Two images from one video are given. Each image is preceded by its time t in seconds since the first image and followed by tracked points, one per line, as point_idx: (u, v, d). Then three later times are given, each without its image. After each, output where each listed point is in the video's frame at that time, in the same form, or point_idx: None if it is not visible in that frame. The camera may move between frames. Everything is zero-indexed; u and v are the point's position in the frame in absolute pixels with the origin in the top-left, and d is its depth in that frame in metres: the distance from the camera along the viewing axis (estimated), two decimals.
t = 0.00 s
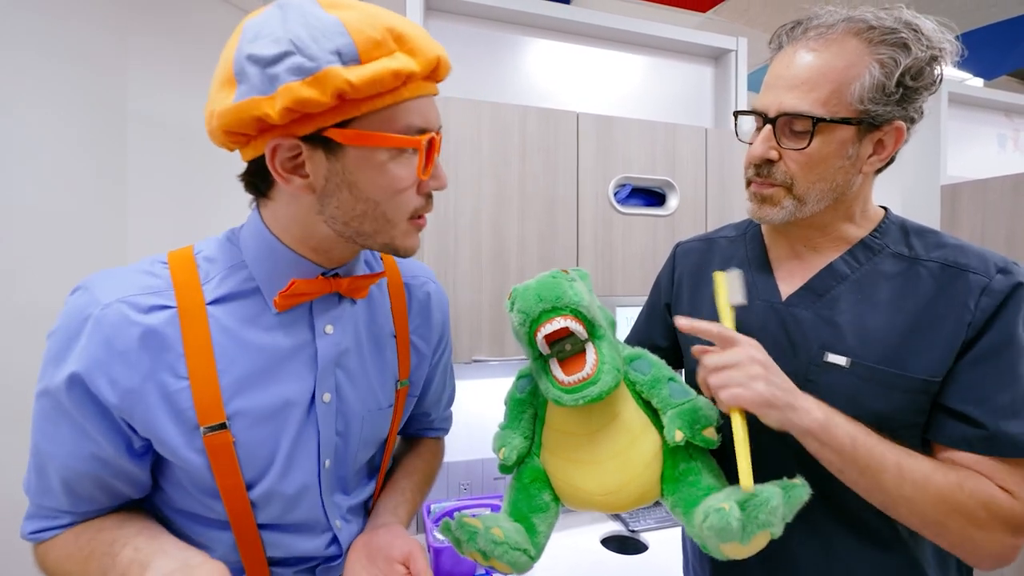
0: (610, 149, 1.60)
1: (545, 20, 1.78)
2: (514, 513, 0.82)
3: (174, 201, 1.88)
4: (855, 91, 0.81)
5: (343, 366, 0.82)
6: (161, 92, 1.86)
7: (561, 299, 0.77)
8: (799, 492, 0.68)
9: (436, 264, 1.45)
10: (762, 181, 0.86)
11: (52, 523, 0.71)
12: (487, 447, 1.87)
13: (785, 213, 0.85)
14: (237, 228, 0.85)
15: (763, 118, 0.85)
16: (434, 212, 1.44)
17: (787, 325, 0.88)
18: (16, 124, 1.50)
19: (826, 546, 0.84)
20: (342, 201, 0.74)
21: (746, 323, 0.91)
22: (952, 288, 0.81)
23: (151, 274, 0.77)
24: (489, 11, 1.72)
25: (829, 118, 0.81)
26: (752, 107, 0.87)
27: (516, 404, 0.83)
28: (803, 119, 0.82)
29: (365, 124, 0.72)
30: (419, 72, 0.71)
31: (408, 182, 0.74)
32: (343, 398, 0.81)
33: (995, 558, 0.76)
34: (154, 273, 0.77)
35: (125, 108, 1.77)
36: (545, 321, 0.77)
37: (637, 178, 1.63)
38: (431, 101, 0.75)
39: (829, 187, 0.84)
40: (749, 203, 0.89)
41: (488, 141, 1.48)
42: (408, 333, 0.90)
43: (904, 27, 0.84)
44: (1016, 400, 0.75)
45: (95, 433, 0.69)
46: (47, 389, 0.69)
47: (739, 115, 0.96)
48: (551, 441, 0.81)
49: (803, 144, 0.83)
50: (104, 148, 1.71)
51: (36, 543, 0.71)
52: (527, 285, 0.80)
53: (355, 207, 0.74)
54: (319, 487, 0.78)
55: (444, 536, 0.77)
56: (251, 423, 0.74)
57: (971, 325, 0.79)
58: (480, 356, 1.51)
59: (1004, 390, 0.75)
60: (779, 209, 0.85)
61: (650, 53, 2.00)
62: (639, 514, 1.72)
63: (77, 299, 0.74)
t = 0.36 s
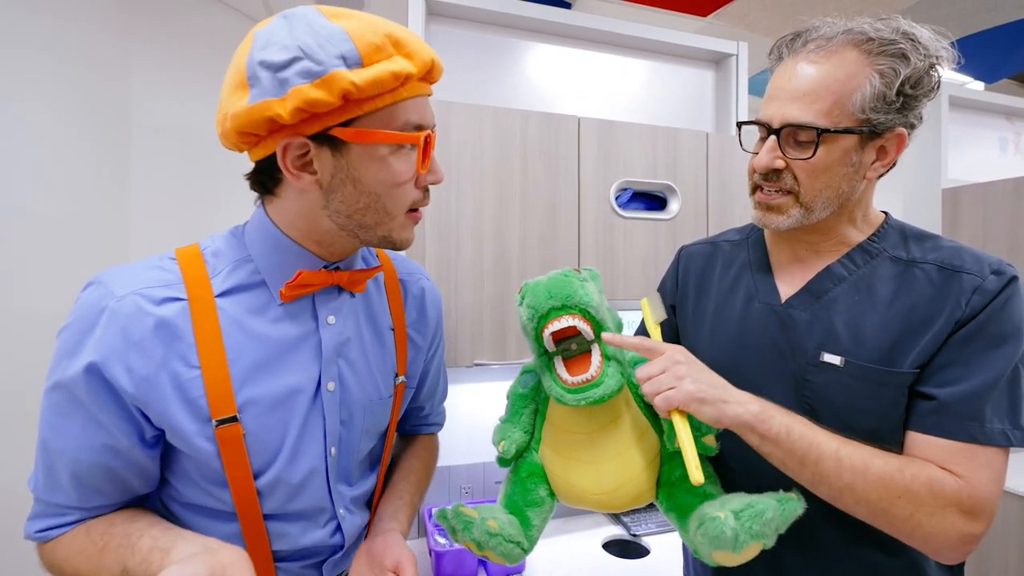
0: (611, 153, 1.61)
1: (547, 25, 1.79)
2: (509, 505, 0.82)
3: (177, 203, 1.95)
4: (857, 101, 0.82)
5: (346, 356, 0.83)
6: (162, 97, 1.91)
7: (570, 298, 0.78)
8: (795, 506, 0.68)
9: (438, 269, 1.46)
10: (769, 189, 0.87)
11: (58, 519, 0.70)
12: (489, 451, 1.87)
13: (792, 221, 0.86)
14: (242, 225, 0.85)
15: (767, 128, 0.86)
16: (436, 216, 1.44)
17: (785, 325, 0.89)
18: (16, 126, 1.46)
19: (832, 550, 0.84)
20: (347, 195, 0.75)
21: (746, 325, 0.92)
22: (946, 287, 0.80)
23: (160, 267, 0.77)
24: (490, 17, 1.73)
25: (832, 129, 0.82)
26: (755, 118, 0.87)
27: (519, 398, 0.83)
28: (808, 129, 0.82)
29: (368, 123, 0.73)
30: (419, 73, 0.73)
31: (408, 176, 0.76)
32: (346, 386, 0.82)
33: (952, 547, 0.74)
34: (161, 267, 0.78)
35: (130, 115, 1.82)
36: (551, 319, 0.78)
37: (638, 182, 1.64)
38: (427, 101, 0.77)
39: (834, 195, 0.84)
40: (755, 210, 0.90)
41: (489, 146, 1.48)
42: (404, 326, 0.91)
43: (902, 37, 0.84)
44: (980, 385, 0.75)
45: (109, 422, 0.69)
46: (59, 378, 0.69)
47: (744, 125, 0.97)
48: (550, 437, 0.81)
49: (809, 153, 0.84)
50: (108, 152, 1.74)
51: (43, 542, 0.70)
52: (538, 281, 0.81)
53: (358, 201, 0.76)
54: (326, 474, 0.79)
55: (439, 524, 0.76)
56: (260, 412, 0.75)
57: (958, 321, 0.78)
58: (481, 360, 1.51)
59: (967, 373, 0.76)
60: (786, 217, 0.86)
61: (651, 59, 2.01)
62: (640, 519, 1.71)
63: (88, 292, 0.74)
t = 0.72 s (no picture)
0: (612, 152, 1.61)
1: (547, 24, 1.79)
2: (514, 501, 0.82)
3: (178, 205, 1.97)
4: (855, 101, 0.82)
5: (352, 354, 0.83)
6: (161, 97, 1.92)
7: (573, 287, 0.79)
8: (796, 490, 0.70)
9: (439, 267, 1.46)
10: (766, 186, 0.87)
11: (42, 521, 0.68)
12: (489, 450, 1.87)
13: (788, 218, 0.86)
14: (248, 223, 0.85)
15: (766, 125, 0.86)
16: (437, 215, 1.45)
17: (784, 322, 0.89)
18: (19, 125, 1.46)
19: (834, 547, 0.84)
20: (361, 193, 0.76)
21: (746, 322, 0.92)
22: (944, 284, 0.80)
23: (167, 269, 0.75)
24: (491, 16, 1.73)
25: (829, 127, 0.82)
26: (755, 116, 0.88)
27: (520, 393, 0.84)
28: (806, 126, 0.83)
29: (379, 120, 0.74)
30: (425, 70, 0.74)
31: (418, 170, 0.77)
32: (353, 383, 0.82)
33: (946, 540, 0.73)
34: (170, 267, 0.76)
35: (130, 115, 1.84)
36: (554, 307, 0.79)
37: (639, 181, 1.64)
38: (432, 96, 0.79)
39: (831, 192, 0.84)
40: (754, 207, 0.90)
41: (490, 144, 1.48)
42: (404, 324, 0.93)
43: (903, 38, 0.84)
44: (975, 380, 0.74)
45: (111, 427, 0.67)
46: (61, 381, 0.66)
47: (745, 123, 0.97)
48: (552, 431, 0.81)
49: (806, 151, 0.84)
50: (109, 152, 1.75)
51: (21, 544, 0.67)
52: (540, 272, 0.82)
53: (371, 198, 0.76)
54: (334, 471, 0.79)
55: (444, 521, 0.76)
56: (272, 415, 0.75)
57: (955, 317, 0.78)
58: (482, 359, 1.51)
59: (966, 368, 0.76)
60: (783, 213, 0.86)
61: (652, 58, 2.01)
62: (642, 518, 1.71)
63: (92, 290, 0.71)
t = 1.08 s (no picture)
0: (612, 152, 1.61)
1: (547, 24, 1.79)
2: (513, 496, 0.83)
3: (178, 204, 1.99)
4: (857, 97, 0.83)
5: (362, 351, 0.84)
6: (161, 96, 1.94)
7: (574, 284, 0.79)
8: (795, 489, 0.71)
9: (439, 267, 1.46)
10: (762, 175, 0.89)
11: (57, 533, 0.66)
12: (489, 449, 1.88)
13: (779, 209, 0.87)
14: (256, 224, 0.84)
15: (767, 115, 0.88)
16: (437, 215, 1.45)
17: (783, 320, 0.89)
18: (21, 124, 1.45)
19: (834, 544, 0.84)
20: (371, 187, 0.76)
21: (745, 322, 0.92)
22: (942, 283, 0.80)
23: (180, 274, 0.75)
24: (491, 16, 1.73)
25: (828, 120, 0.83)
26: (759, 108, 0.89)
27: (520, 390, 0.84)
28: (804, 118, 0.84)
29: (389, 115, 0.75)
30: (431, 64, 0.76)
31: (425, 164, 0.79)
32: (364, 380, 0.83)
33: (943, 536, 0.73)
34: (184, 272, 0.75)
35: (131, 115, 1.85)
36: (556, 305, 0.79)
37: (638, 181, 1.64)
38: (435, 92, 0.80)
39: (824, 188, 0.85)
40: (749, 197, 0.91)
41: (490, 144, 1.49)
42: (405, 320, 0.94)
43: (911, 40, 0.84)
44: (970, 378, 0.74)
45: (133, 435, 0.67)
46: (83, 390, 0.65)
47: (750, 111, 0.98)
48: (552, 427, 0.81)
49: (803, 143, 0.85)
50: (110, 152, 1.76)
51: (34, 556, 0.66)
52: (543, 270, 0.83)
53: (381, 191, 0.77)
54: (350, 465, 0.80)
55: (444, 517, 0.77)
56: (293, 417, 0.75)
57: (952, 316, 0.78)
58: (483, 358, 1.52)
59: (964, 366, 0.76)
60: (775, 204, 0.87)
61: (652, 58, 2.01)
62: (641, 517, 1.71)
63: (108, 295, 0.70)
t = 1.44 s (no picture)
0: (613, 151, 1.60)
1: (548, 23, 1.78)
2: (511, 496, 0.82)
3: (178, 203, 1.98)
4: (859, 93, 0.82)
5: (366, 349, 0.83)
6: (161, 96, 1.89)
7: (576, 284, 0.79)
8: (796, 490, 0.71)
9: (440, 266, 1.46)
10: (762, 172, 0.88)
11: (70, 536, 0.66)
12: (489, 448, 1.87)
13: (781, 205, 0.86)
14: (260, 223, 0.84)
15: (768, 111, 0.87)
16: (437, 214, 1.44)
17: (785, 321, 0.89)
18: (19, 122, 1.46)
19: (835, 544, 0.83)
20: (381, 189, 0.76)
21: (747, 322, 0.92)
22: (946, 284, 0.79)
23: (185, 273, 0.74)
24: (492, 14, 1.73)
25: (830, 116, 0.82)
26: (760, 103, 0.89)
27: (519, 388, 0.83)
28: (805, 113, 0.83)
29: (396, 115, 0.74)
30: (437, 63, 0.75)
31: (434, 163, 0.78)
32: (368, 378, 0.83)
33: (944, 539, 0.72)
34: (187, 271, 0.75)
35: (131, 115, 1.85)
36: (557, 304, 0.78)
37: (639, 180, 1.64)
38: (442, 88, 0.80)
39: (826, 185, 0.84)
40: (749, 194, 0.90)
41: (490, 143, 1.48)
42: (408, 317, 0.94)
43: (916, 35, 0.84)
44: (973, 381, 0.74)
45: (144, 434, 0.67)
46: (91, 390, 0.64)
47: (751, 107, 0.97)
48: (551, 427, 0.81)
49: (804, 139, 0.84)
50: (110, 152, 1.76)
51: (48, 562, 0.65)
52: (543, 268, 0.82)
53: (390, 194, 0.77)
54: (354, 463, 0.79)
55: (442, 517, 0.76)
56: (298, 415, 0.74)
57: (956, 318, 0.78)
58: (483, 357, 1.51)
59: (967, 369, 0.75)
60: (777, 200, 0.86)
61: (653, 56, 2.00)
62: (642, 517, 1.71)
63: (112, 294, 0.70)
